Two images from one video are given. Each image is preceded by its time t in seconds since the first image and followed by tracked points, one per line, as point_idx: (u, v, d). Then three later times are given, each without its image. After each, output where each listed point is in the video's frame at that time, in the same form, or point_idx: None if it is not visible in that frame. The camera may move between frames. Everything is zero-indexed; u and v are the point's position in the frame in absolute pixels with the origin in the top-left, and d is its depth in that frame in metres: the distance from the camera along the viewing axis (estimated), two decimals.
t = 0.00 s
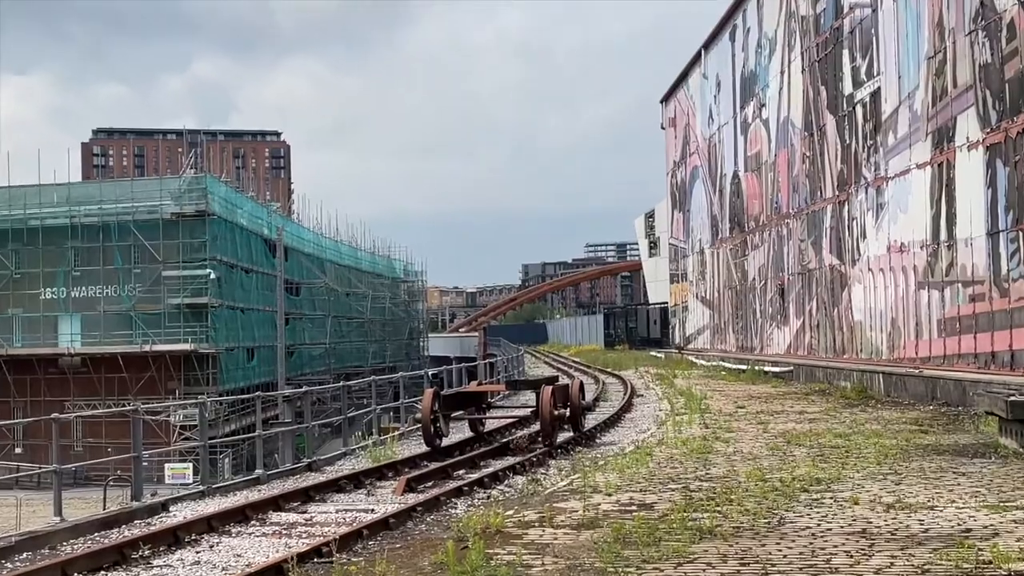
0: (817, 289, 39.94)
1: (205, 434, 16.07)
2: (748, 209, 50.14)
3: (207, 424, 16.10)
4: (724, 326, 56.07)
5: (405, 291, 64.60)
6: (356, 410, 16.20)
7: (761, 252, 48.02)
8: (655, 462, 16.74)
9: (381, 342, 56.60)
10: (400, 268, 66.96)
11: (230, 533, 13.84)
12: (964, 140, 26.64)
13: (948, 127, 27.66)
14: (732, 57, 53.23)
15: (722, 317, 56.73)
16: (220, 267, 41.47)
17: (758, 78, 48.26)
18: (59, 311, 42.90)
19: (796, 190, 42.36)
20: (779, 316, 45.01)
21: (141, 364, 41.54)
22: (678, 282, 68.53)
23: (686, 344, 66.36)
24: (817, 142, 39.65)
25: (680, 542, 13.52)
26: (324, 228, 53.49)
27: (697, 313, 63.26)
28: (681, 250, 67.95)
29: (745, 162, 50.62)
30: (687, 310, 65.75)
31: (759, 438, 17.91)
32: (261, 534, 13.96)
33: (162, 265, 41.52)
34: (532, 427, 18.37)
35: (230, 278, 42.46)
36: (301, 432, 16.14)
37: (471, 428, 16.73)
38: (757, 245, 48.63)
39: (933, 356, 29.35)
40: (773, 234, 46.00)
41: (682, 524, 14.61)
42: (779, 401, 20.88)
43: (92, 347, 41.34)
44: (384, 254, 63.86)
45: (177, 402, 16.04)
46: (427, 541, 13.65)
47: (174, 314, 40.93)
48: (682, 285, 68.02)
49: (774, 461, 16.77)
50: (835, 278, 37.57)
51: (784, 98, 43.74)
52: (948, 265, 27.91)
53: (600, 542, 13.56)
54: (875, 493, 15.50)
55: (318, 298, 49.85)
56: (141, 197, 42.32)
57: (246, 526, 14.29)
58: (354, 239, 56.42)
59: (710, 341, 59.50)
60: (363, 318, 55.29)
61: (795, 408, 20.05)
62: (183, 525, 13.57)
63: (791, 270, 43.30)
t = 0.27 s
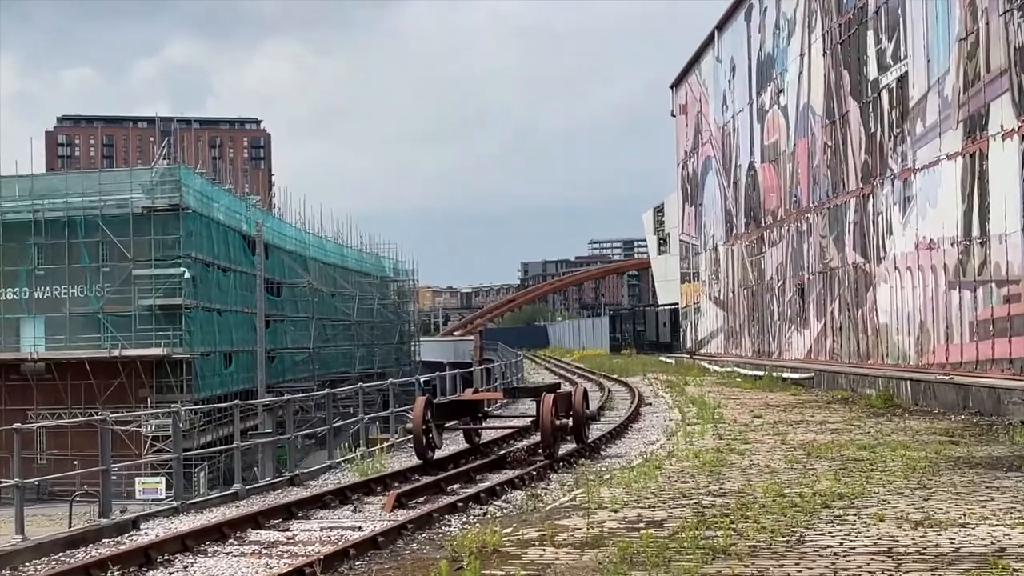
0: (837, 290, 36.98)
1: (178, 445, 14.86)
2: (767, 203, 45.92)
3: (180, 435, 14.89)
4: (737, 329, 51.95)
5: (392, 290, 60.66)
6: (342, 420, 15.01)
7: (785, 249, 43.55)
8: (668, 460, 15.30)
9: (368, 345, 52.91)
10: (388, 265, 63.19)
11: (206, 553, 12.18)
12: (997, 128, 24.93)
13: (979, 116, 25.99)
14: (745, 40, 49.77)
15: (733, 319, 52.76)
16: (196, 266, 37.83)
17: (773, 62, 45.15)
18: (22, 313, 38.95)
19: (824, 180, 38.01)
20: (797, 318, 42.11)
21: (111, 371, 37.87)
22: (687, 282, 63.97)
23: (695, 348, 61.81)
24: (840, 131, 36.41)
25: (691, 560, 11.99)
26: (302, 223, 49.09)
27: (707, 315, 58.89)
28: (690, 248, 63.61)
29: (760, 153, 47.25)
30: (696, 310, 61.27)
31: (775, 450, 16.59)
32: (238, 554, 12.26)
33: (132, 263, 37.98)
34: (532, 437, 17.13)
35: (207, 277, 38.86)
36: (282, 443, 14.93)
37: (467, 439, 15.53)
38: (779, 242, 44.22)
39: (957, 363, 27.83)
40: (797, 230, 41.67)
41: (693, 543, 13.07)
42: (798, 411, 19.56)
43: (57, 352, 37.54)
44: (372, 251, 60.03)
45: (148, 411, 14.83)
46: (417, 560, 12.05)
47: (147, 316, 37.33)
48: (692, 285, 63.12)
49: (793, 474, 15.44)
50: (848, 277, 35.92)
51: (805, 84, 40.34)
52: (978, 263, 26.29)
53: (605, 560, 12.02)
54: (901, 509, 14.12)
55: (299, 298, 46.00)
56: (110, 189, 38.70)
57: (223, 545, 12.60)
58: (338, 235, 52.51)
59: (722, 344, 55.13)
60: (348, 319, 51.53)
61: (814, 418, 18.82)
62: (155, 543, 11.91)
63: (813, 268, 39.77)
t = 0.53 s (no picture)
0: (858, 288, 34.78)
1: (153, 455, 13.96)
2: (782, 195, 43.20)
3: (155, 444, 13.99)
4: (750, 330, 47.89)
5: (383, 289, 55.94)
6: (326, 428, 14.09)
7: (802, 240, 40.62)
8: (676, 472, 14.37)
9: (358, 348, 48.57)
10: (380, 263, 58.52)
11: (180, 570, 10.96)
12: None
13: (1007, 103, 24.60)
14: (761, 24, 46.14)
15: (747, 320, 48.58)
16: (172, 262, 34.56)
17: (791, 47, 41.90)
18: None
19: (841, 167, 36.14)
20: (815, 318, 39.13)
21: (81, 377, 34.36)
22: (697, 281, 58.97)
23: (705, 352, 57.07)
24: (857, 121, 34.85)
25: None
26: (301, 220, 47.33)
27: (717, 316, 54.36)
28: (699, 246, 59.12)
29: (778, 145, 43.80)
30: (705, 312, 56.65)
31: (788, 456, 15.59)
32: (215, 570, 11.03)
33: (104, 260, 34.49)
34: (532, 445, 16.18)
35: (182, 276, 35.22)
36: (263, 452, 14.03)
37: (460, 448, 14.62)
38: (796, 235, 41.38)
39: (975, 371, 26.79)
40: (814, 223, 39.32)
41: (701, 558, 11.90)
42: (813, 418, 18.49)
43: (24, 357, 33.93)
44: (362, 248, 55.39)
45: (120, 418, 13.93)
46: None
47: (119, 317, 33.86)
48: (699, 284, 58.76)
49: (807, 485, 14.38)
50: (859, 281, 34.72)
51: (821, 68, 38.36)
52: (1008, 264, 24.89)
53: None
54: (923, 523, 12.99)
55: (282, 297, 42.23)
56: (79, 180, 35.02)
57: (199, 561, 11.36)
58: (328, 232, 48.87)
59: (735, 348, 50.75)
60: (336, 320, 47.39)
61: (828, 424, 17.89)
62: (128, 560, 10.63)
63: (842, 260, 36.00)
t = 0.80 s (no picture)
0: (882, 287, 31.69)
1: (122, 465, 12.89)
2: (800, 186, 39.23)
3: (123, 455, 12.93)
4: (769, 332, 43.42)
5: (373, 287, 50.91)
6: (309, 438, 13.06)
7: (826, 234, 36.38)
8: (686, 485, 13.28)
9: (344, 350, 44.09)
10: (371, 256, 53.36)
11: None
12: None
13: None
14: None
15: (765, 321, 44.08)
16: (143, 259, 31.39)
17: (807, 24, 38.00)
18: None
19: (864, 158, 32.78)
20: (836, 318, 35.42)
21: (43, 383, 31.05)
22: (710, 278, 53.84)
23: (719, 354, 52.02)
24: (882, 107, 31.49)
25: None
26: (285, 212, 43.30)
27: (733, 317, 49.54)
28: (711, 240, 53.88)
29: (796, 131, 39.66)
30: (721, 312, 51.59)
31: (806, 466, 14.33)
32: None
33: (69, 256, 31.20)
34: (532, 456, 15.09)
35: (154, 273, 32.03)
36: (241, 463, 12.97)
37: (454, 459, 13.57)
38: (817, 230, 37.43)
39: (985, 376, 25.38)
40: (835, 217, 35.46)
41: None
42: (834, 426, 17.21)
43: None
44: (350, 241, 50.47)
45: (87, 427, 12.88)
46: None
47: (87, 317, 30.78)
48: (713, 282, 53.93)
49: (826, 498, 13.11)
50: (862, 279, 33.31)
51: (843, 48, 34.31)
52: None
53: None
54: (953, 540, 11.61)
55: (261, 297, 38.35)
56: (42, 170, 31.62)
57: None
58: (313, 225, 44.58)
59: (751, 352, 46.30)
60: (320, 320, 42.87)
61: (850, 433, 16.64)
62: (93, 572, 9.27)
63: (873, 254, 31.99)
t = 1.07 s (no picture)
0: (915, 285, 26.38)
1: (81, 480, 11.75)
2: (825, 174, 32.95)
3: (83, 468, 11.79)
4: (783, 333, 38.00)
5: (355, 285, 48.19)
6: (287, 449, 11.89)
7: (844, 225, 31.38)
8: (699, 500, 12.10)
9: (324, 354, 41.76)
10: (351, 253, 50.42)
11: None
12: None
13: None
14: None
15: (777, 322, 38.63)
16: (104, 253, 29.27)
17: None
18: None
19: (895, 137, 27.17)
20: (863, 319, 29.83)
21: None
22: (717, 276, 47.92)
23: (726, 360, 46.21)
24: (914, 88, 26.01)
25: None
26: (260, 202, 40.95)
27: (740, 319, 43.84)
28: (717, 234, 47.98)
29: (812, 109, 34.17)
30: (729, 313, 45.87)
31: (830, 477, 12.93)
32: None
33: (24, 251, 29.04)
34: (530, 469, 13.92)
35: (114, 268, 29.87)
36: (211, 477, 11.82)
37: (446, 472, 12.42)
38: (843, 223, 31.34)
39: None
40: (863, 209, 29.65)
41: None
42: (860, 435, 15.94)
43: None
44: (329, 235, 47.79)
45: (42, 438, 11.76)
46: None
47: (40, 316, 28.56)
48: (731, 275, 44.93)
49: (854, 517, 11.66)
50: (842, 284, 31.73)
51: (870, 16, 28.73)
52: None
53: None
54: (991, 560, 9.98)
55: (233, 295, 36.13)
56: None
57: None
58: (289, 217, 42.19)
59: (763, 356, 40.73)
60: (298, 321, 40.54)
61: (878, 440, 15.26)
62: None
63: (897, 250, 27.31)
